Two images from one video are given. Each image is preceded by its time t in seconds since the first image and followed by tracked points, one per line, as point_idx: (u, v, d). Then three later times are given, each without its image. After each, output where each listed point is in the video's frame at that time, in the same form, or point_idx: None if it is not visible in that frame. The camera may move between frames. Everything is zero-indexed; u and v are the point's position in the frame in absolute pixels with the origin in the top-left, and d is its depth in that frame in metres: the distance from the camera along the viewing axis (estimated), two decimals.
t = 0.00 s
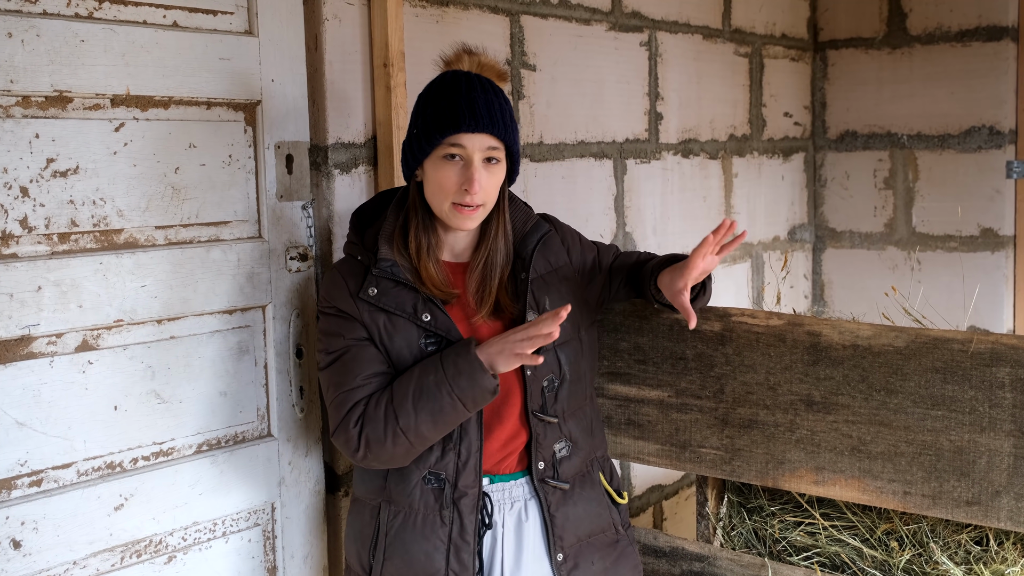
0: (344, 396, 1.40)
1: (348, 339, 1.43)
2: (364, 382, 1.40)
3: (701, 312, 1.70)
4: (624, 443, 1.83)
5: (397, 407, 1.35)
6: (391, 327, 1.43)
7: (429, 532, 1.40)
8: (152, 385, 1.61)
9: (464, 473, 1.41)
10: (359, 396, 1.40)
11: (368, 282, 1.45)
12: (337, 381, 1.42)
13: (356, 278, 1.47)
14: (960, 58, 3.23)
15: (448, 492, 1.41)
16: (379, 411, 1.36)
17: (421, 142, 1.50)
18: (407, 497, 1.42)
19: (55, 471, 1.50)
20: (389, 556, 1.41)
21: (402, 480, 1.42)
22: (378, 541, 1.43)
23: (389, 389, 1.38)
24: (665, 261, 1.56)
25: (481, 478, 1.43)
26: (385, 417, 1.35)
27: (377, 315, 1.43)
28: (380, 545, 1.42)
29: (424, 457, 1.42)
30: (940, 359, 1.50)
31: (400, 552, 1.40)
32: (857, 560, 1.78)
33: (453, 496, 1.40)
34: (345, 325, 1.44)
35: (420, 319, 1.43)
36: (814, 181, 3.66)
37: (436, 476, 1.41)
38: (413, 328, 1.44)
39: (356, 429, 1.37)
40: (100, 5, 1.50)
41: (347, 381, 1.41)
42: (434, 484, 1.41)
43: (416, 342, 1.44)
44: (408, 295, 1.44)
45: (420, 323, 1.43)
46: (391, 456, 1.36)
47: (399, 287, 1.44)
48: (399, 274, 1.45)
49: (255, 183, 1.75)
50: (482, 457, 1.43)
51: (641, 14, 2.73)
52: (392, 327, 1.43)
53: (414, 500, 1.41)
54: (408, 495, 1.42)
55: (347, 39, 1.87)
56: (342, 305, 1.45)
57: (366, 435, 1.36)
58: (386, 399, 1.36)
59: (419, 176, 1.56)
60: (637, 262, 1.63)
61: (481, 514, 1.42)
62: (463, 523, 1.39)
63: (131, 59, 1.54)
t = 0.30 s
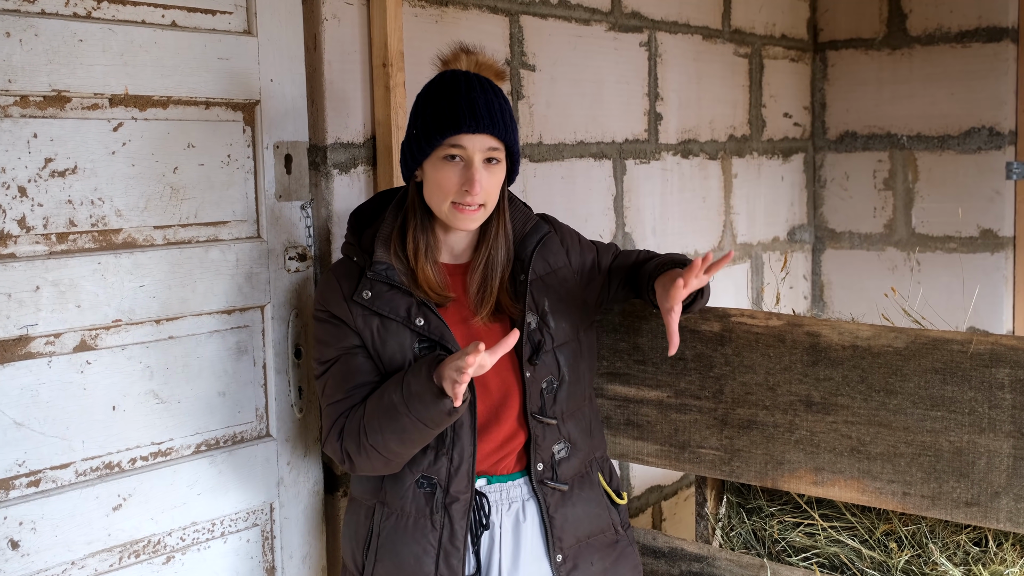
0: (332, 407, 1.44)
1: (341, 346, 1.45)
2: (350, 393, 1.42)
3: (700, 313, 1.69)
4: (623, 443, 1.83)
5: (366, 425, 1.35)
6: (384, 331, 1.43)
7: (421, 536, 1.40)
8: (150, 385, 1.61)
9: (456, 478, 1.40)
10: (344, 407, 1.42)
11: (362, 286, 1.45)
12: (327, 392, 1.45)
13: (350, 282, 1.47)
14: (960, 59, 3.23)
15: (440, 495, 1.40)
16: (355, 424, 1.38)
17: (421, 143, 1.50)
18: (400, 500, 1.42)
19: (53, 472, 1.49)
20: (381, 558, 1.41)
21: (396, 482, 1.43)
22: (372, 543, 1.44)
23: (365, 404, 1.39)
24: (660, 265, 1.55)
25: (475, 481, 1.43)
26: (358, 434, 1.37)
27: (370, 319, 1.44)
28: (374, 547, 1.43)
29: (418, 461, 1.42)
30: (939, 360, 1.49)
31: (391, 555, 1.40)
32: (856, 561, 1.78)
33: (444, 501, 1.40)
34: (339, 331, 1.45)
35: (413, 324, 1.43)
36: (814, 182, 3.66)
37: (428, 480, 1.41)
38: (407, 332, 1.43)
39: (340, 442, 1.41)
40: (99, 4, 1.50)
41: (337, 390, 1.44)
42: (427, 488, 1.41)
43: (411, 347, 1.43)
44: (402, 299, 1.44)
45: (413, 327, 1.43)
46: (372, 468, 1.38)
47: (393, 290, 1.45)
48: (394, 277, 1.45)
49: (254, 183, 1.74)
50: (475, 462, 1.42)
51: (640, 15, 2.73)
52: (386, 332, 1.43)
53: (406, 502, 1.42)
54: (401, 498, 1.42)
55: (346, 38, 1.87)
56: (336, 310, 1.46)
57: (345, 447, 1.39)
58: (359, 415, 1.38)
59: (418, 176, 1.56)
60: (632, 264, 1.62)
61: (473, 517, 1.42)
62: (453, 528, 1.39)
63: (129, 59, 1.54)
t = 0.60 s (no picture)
0: (331, 407, 1.43)
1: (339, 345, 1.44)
2: (348, 394, 1.42)
3: (700, 311, 1.69)
4: (623, 441, 1.83)
5: (366, 428, 1.35)
6: (381, 331, 1.43)
7: (418, 535, 1.39)
8: (149, 383, 1.61)
9: (454, 477, 1.40)
10: (342, 408, 1.42)
11: (360, 285, 1.45)
12: (325, 392, 1.45)
13: (348, 281, 1.47)
14: (960, 58, 3.23)
15: (438, 495, 1.40)
16: (355, 427, 1.38)
17: (417, 142, 1.50)
18: (397, 499, 1.42)
19: (52, 470, 1.49)
20: (379, 557, 1.41)
21: (394, 482, 1.43)
22: (370, 543, 1.44)
23: (365, 406, 1.38)
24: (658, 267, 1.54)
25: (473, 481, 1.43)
26: (357, 437, 1.37)
27: (367, 319, 1.43)
28: (371, 547, 1.43)
29: (416, 460, 1.42)
30: (938, 358, 1.49)
31: (390, 554, 1.40)
32: (855, 559, 1.78)
33: (442, 500, 1.40)
34: (337, 330, 1.45)
35: (412, 323, 1.42)
36: (814, 180, 3.66)
37: (427, 479, 1.41)
38: (405, 331, 1.43)
39: (338, 443, 1.41)
40: (97, 2, 1.50)
41: (334, 392, 1.44)
42: (425, 487, 1.41)
43: (409, 346, 1.43)
44: (400, 298, 1.44)
45: (411, 326, 1.42)
46: (371, 469, 1.38)
47: (391, 290, 1.44)
48: (392, 276, 1.45)
49: (253, 181, 1.74)
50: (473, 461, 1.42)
51: (640, 13, 2.72)
52: (383, 331, 1.43)
53: (405, 502, 1.41)
54: (399, 498, 1.42)
55: (345, 36, 1.87)
56: (334, 309, 1.46)
57: (345, 449, 1.39)
58: (359, 418, 1.37)
59: (414, 175, 1.56)
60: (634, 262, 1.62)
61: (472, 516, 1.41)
62: (451, 528, 1.39)
63: (128, 57, 1.54)
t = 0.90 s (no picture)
0: (326, 401, 1.43)
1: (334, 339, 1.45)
2: (344, 387, 1.43)
3: (700, 305, 1.69)
4: (622, 436, 1.83)
5: (367, 418, 1.35)
6: (377, 325, 1.43)
7: (414, 531, 1.39)
8: (148, 377, 1.61)
9: (449, 472, 1.40)
10: (339, 400, 1.42)
11: (356, 278, 1.45)
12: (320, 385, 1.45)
13: (344, 275, 1.47)
14: (961, 52, 3.22)
15: (434, 490, 1.40)
16: (353, 419, 1.38)
17: (416, 133, 1.49)
18: (393, 495, 1.42)
19: (52, 464, 1.49)
20: (375, 553, 1.41)
21: (390, 477, 1.43)
22: (366, 539, 1.44)
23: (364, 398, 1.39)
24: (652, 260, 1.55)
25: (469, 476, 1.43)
26: (356, 428, 1.37)
27: (364, 313, 1.44)
28: (368, 543, 1.43)
29: (411, 455, 1.42)
30: (939, 352, 1.49)
31: (385, 549, 1.40)
32: (855, 553, 1.78)
33: (437, 496, 1.39)
34: (333, 324, 1.46)
35: (407, 317, 1.42)
36: (814, 175, 3.65)
37: (422, 474, 1.41)
38: (400, 325, 1.43)
39: (335, 435, 1.41)
40: None
41: (329, 385, 1.44)
42: (420, 482, 1.41)
43: (404, 340, 1.43)
44: (396, 291, 1.44)
45: (407, 320, 1.42)
46: (368, 462, 1.38)
47: (387, 283, 1.44)
48: (388, 270, 1.45)
49: (252, 175, 1.74)
50: (469, 457, 1.42)
51: (640, 7, 2.72)
52: (379, 325, 1.43)
53: (400, 497, 1.42)
54: (396, 493, 1.42)
55: (345, 30, 1.86)
56: (330, 303, 1.46)
57: (342, 442, 1.39)
58: (359, 409, 1.38)
59: (412, 168, 1.55)
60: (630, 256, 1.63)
61: (468, 512, 1.42)
62: (447, 524, 1.38)
63: (127, 50, 1.53)
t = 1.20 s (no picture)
0: (334, 396, 1.41)
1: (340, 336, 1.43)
2: (353, 383, 1.41)
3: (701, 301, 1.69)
4: (624, 431, 1.83)
5: (385, 412, 1.35)
6: (384, 320, 1.43)
7: (422, 526, 1.39)
8: (149, 373, 1.60)
9: (457, 467, 1.40)
10: (350, 395, 1.41)
11: (362, 274, 1.44)
12: (326, 381, 1.43)
13: (350, 271, 1.47)
14: (962, 48, 3.22)
15: (441, 486, 1.40)
16: (368, 414, 1.37)
17: (421, 127, 1.48)
18: (400, 491, 1.42)
19: (53, 460, 1.49)
20: (383, 549, 1.41)
21: (396, 473, 1.43)
22: (373, 535, 1.43)
23: (379, 392, 1.38)
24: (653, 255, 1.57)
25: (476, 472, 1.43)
26: (372, 422, 1.36)
27: (370, 309, 1.43)
28: (375, 540, 1.43)
29: (418, 451, 1.41)
30: (940, 348, 1.49)
31: (393, 545, 1.40)
32: (856, 549, 1.78)
33: (445, 491, 1.40)
34: (338, 321, 1.44)
35: (414, 312, 1.42)
36: (814, 170, 3.65)
37: (430, 470, 1.41)
38: (407, 321, 1.43)
39: (345, 430, 1.39)
40: None
41: (335, 381, 1.42)
42: (428, 478, 1.41)
43: (410, 335, 1.43)
44: (403, 287, 1.43)
45: (414, 316, 1.42)
46: (381, 456, 1.37)
47: (394, 279, 1.44)
48: (394, 265, 1.44)
49: (253, 171, 1.74)
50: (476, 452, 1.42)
51: (641, 2, 2.71)
52: (386, 321, 1.43)
53: (407, 494, 1.42)
54: (403, 489, 1.42)
55: (345, 26, 1.86)
56: (335, 299, 1.45)
57: (356, 437, 1.38)
58: (374, 402, 1.37)
59: (415, 163, 1.54)
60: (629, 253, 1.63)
61: (475, 507, 1.41)
62: (455, 518, 1.38)
63: (127, 46, 1.53)
